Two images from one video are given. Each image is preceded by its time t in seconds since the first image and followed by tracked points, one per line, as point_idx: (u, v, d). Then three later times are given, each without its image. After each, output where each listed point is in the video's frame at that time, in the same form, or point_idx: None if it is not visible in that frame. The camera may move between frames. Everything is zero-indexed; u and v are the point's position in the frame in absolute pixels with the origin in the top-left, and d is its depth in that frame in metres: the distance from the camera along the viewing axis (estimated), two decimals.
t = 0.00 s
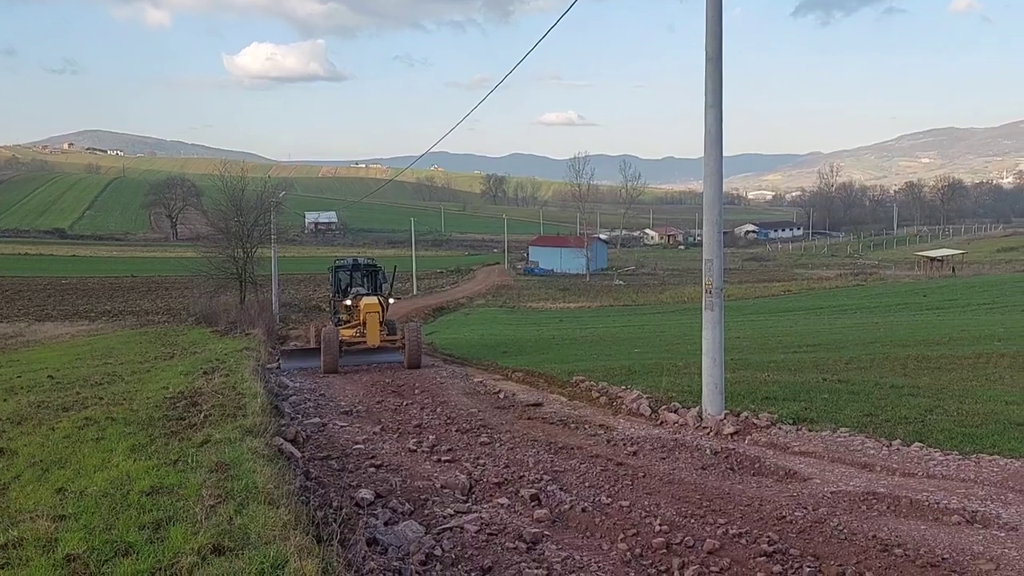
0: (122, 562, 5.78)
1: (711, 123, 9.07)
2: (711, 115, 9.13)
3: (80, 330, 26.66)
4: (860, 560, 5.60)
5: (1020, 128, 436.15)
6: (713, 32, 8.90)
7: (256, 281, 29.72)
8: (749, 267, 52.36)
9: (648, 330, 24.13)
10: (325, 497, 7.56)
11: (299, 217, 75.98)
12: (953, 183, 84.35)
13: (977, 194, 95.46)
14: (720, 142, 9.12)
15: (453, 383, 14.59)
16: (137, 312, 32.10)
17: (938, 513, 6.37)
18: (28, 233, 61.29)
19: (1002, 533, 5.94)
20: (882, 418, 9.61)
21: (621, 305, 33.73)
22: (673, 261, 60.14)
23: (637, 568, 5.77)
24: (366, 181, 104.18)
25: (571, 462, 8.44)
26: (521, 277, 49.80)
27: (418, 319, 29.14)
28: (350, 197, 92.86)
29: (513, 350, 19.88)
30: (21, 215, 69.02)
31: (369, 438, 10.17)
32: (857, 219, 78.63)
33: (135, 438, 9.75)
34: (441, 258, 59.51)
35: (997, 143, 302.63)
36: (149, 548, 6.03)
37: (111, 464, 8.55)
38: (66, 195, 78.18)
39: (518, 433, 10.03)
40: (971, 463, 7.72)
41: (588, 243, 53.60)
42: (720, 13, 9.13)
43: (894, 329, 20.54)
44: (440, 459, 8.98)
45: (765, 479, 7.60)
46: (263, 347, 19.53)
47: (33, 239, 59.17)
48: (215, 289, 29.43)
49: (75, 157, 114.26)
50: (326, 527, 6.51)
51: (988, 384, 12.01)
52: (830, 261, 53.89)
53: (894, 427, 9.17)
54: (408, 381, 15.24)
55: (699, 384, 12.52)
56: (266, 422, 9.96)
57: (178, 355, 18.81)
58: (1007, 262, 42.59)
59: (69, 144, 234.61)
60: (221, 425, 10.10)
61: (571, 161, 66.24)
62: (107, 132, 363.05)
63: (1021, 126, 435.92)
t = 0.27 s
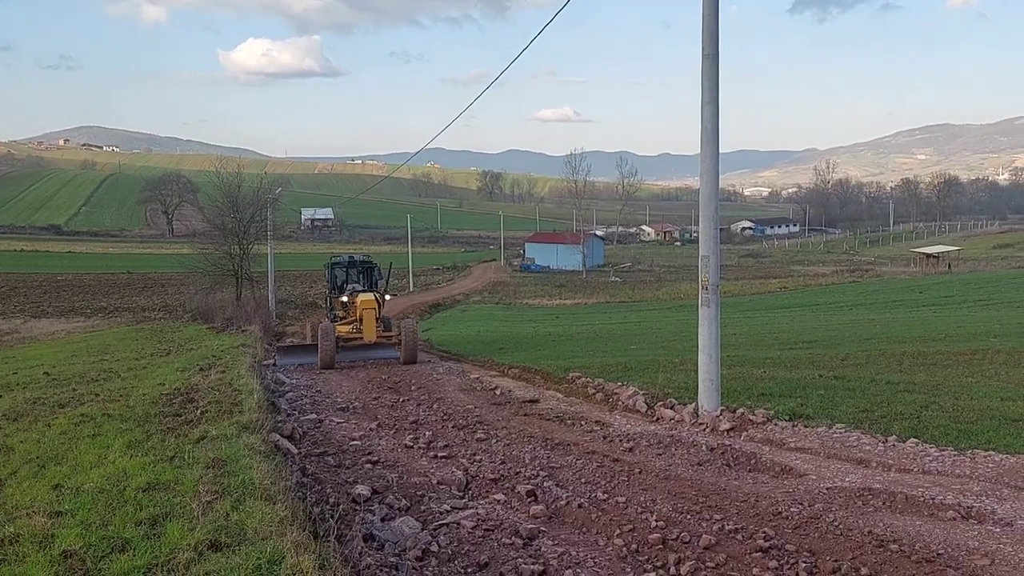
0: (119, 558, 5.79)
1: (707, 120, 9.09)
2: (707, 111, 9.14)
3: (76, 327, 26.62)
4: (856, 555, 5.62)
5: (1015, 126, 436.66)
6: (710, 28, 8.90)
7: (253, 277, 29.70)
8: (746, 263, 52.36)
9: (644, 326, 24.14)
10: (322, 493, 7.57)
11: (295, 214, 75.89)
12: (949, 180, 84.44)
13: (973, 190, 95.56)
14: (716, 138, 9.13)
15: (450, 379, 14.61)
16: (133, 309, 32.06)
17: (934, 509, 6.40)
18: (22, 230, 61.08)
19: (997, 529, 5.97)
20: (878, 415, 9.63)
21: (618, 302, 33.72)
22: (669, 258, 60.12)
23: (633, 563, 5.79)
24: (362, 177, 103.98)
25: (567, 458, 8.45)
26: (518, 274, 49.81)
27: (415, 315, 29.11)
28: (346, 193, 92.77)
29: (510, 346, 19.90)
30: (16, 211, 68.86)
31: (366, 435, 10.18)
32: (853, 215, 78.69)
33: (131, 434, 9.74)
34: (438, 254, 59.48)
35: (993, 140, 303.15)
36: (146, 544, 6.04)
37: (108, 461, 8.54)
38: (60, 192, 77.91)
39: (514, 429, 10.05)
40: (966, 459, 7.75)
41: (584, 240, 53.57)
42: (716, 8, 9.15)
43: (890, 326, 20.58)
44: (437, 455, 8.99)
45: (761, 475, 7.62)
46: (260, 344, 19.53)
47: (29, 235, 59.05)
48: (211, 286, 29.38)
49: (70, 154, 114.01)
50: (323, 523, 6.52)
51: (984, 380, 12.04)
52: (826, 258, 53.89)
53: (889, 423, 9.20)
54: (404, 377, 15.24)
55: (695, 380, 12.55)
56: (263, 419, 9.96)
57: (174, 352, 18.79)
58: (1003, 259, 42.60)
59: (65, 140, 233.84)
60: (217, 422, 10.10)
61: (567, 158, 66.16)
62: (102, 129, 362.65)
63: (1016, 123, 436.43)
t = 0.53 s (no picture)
0: (117, 553, 5.80)
1: (704, 116, 9.08)
2: (704, 107, 9.13)
3: (73, 322, 26.61)
4: (853, 551, 5.64)
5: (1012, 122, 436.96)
6: (707, 24, 8.90)
7: (250, 273, 29.68)
8: (743, 259, 52.34)
9: (642, 322, 24.15)
10: (320, 488, 7.57)
11: (292, 210, 75.80)
12: (946, 176, 84.41)
13: (971, 186, 95.63)
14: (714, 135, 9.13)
15: (447, 375, 14.62)
16: (131, 305, 32.06)
17: (931, 504, 6.42)
18: (20, 226, 61.03)
19: (994, 524, 5.99)
20: (875, 410, 9.65)
21: (615, 298, 33.72)
22: (667, 254, 60.15)
23: (631, 558, 5.81)
24: (360, 173, 103.91)
25: (565, 454, 8.47)
26: (515, 270, 49.79)
27: (413, 311, 29.13)
28: (344, 189, 92.67)
29: (508, 342, 19.91)
30: (13, 207, 68.77)
31: (364, 430, 10.19)
32: (851, 211, 78.74)
33: (129, 430, 9.74)
34: (435, 250, 59.43)
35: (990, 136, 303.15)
36: (144, 540, 6.04)
37: (105, 456, 8.54)
38: (58, 188, 77.86)
39: (511, 425, 10.06)
40: (963, 454, 7.77)
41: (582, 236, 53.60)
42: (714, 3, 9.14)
43: (887, 322, 20.59)
44: (435, 451, 9.00)
45: (758, 471, 7.63)
46: (257, 339, 19.53)
47: (25, 231, 58.96)
48: (209, 282, 29.38)
49: (67, 149, 113.76)
50: (321, 518, 6.54)
51: (980, 376, 12.07)
52: (823, 254, 53.87)
53: (886, 419, 9.22)
54: (402, 373, 15.25)
55: (692, 376, 12.57)
56: (260, 414, 9.97)
57: (172, 348, 18.80)
58: (1000, 255, 42.60)
59: (63, 137, 233.00)
60: (215, 418, 10.10)
61: (565, 153, 66.11)
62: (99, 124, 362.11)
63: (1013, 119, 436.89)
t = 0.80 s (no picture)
0: (115, 550, 5.80)
1: (703, 112, 9.05)
2: (704, 104, 9.12)
3: (71, 319, 26.64)
4: (850, 547, 5.66)
5: (1010, 119, 437.29)
6: (706, 20, 8.90)
7: (248, 270, 29.69)
8: (741, 257, 52.35)
9: (641, 319, 24.17)
10: (318, 485, 7.58)
11: (291, 207, 75.79)
12: (945, 173, 84.38)
13: (970, 183, 95.59)
14: (712, 131, 9.09)
15: (446, 372, 14.62)
16: (129, 302, 32.06)
17: (928, 501, 6.43)
18: (18, 222, 60.95)
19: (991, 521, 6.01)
20: (873, 407, 9.67)
21: (613, 295, 33.72)
22: (666, 251, 60.12)
23: (628, 555, 5.81)
24: (358, 170, 103.78)
25: (563, 451, 8.47)
26: (513, 267, 49.77)
27: (411, 308, 29.11)
28: (342, 186, 92.63)
29: (506, 339, 19.92)
30: (11, 204, 68.78)
31: (362, 427, 10.19)
32: (850, 208, 78.74)
33: (127, 427, 9.74)
34: (433, 247, 59.42)
35: (988, 133, 303.50)
36: (142, 537, 6.05)
37: (104, 453, 8.54)
38: (56, 185, 77.76)
39: (509, 421, 10.07)
40: (961, 451, 7.79)
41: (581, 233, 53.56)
42: None
43: (885, 318, 20.61)
44: (433, 448, 9.00)
45: (756, 467, 7.64)
46: (256, 336, 19.55)
47: (23, 228, 58.98)
48: (207, 279, 29.36)
49: (64, 146, 113.62)
50: (319, 515, 6.54)
51: (978, 373, 12.08)
52: (821, 252, 53.90)
53: (884, 416, 9.24)
54: (400, 370, 15.25)
55: (690, 373, 12.59)
56: (259, 411, 9.97)
57: (170, 345, 18.80)
58: (998, 252, 42.59)
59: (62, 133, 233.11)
60: (213, 414, 10.12)
61: (564, 150, 66.05)
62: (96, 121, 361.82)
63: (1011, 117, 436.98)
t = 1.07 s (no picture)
0: (113, 547, 5.80)
1: (701, 108, 9.05)
2: (702, 100, 9.12)
3: (69, 316, 26.64)
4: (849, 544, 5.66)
5: (1007, 116, 437.61)
6: (705, 17, 8.89)
7: (247, 267, 29.68)
8: (739, 253, 52.37)
9: (638, 316, 24.19)
10: (317, 482, 7.58)
11: (288, 204, 75.73)
12: (942, 170, 84.37)
13: (967, 180, 95.71)
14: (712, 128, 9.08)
15: (444, 369, 14.63)
16: (127, 299, 32.06)
17: (926, 497, 6.44)
18: (16, 220, 60.88)
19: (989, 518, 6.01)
20: (870, 404, 9.68)
21: (611, 292, 33.73)
22: (664, 248, 60.16)
23: (627, 551, 5.82)
24: (357, 167, 103.71)
25: (562, 447, 8.47)
26: (511, 264, 49.78)
27: (410, 305, 29.10)
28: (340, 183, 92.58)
29: (504, 336, 19.92)
30: (9, 201, 68.75)
31: (360, 424, 10.18)
32: (848, 205, 78.77)
33: (126, 424, 9.74)
34: (431, 244, 59.43)
35: (986, 130, 303.57)
36: (141, 534, 6.06)
37: (102, 450, 8.54)
38: (54, 182, 77.67)
39: (507, 418, 10.07)
40: (959, 448, 7.79)
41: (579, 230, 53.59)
42: None
43: (883, 315, 20.63)
44: (432, 445, 9.00)
45: (754, 464, 7.65)
46: (254, 333, 19.54)
47: (21, 225, 58.95)
48: (206, 276, 29.33)
49: (62, 142, 113.51)
50: (317, 512, 6.54)
51: (976, 369, 12.10)
52: (819, 248, 53.91)
53: (882, 413, 9.25)
54: (398, 367, 15.24)
55: (688, 370, 12.60)
56: (257, 408, 9.97)
57: (168, 341, 18.80)
58: (996, 249, 42.60)
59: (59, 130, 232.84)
60: (211, 411, 10.11)
61: (562, 147, 65.99)
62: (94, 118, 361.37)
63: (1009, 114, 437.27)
